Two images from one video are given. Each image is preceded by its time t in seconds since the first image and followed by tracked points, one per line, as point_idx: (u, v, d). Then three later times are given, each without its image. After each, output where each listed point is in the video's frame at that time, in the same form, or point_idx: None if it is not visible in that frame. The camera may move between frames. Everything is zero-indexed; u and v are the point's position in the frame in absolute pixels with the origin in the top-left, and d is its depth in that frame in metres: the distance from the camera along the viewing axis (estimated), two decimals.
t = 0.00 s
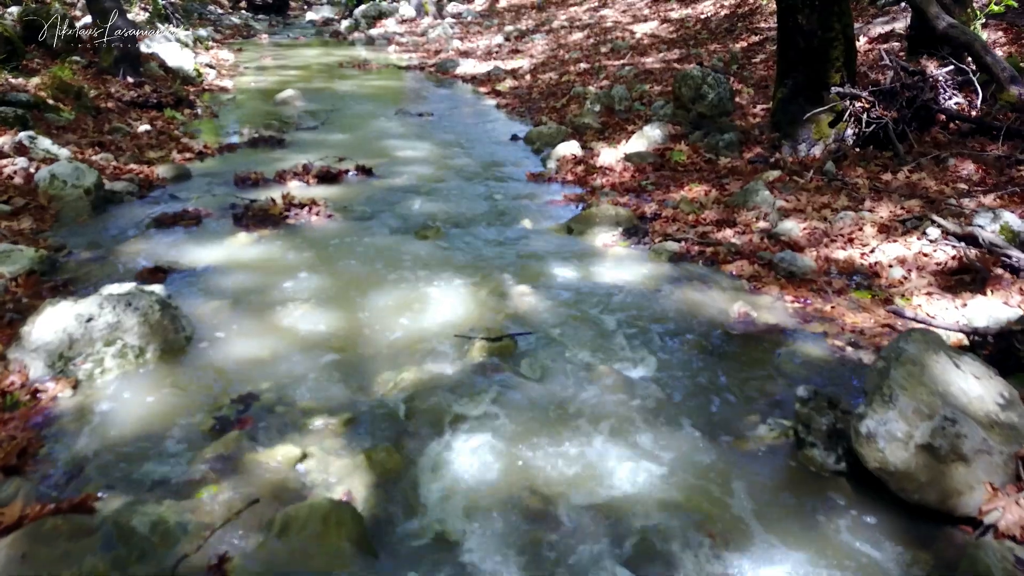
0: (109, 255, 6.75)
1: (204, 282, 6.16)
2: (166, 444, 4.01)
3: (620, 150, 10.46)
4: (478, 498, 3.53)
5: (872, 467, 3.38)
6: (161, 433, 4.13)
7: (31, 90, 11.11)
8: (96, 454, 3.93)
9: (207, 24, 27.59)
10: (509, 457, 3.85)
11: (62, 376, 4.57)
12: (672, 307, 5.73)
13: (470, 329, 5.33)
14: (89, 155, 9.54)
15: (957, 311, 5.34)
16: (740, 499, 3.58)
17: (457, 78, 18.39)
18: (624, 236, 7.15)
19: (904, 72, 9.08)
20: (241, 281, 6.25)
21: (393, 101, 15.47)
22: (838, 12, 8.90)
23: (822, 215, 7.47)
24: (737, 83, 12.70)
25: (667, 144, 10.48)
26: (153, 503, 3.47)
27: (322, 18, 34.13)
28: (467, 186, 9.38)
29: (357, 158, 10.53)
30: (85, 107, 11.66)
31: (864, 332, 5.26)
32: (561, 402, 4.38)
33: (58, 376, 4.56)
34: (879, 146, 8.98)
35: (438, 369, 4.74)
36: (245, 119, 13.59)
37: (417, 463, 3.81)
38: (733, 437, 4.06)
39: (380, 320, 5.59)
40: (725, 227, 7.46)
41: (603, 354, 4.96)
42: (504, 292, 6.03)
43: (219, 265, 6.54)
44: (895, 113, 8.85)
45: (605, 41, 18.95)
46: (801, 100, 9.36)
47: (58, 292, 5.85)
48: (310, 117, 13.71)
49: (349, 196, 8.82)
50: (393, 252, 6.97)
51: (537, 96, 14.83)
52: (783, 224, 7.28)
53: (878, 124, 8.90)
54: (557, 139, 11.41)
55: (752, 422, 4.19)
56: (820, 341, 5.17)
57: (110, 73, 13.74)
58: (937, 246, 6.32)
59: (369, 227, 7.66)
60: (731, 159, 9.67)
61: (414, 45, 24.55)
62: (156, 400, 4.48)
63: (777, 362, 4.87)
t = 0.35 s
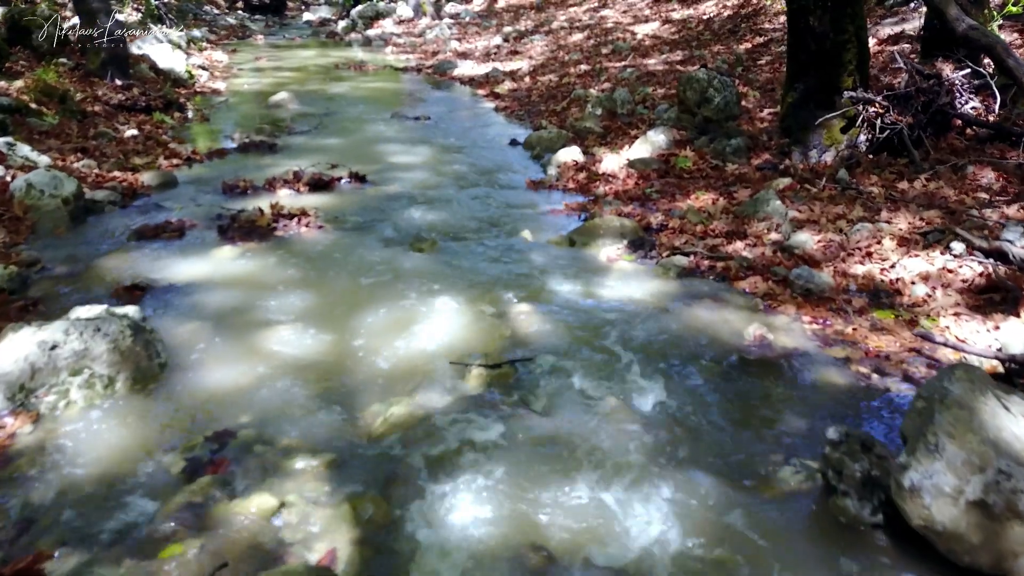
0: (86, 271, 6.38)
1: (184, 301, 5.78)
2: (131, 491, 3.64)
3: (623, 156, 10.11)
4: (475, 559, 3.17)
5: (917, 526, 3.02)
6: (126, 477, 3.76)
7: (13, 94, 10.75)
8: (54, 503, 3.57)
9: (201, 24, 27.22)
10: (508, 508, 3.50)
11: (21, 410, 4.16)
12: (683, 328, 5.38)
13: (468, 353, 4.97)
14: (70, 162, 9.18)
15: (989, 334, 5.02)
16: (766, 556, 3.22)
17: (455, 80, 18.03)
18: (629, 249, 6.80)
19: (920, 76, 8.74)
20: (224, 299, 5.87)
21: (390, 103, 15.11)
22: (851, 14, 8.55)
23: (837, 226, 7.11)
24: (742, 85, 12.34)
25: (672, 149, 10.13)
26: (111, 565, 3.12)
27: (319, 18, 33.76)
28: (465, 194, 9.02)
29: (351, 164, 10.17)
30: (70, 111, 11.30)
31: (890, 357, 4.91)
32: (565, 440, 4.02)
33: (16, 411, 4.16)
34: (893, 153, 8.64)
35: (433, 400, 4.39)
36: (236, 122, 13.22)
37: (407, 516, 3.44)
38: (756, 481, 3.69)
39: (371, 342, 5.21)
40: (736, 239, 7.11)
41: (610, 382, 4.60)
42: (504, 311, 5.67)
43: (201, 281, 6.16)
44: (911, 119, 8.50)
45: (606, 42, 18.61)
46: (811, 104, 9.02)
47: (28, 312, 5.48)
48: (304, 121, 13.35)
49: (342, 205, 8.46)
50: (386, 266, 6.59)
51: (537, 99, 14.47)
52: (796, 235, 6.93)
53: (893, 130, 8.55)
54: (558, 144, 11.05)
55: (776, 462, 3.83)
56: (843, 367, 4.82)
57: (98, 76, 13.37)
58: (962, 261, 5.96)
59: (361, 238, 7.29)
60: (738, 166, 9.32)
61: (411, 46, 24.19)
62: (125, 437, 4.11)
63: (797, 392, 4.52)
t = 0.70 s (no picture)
0: (57, 289, 6.03)
1: (157, 324, 5.41)
2: (85, 550, 3.30)
3: (623, 163, 9.77)
4: None
5: None
6: (82, 531, 3.42)
7: None
8: None
9: (195, 25, 26.85)
10: (500, 569, 3.15)
11: None
12: (689, 354, 5.04)
13: (460, 383, 4.63)
14: (49, 170, 8.83)
15: (1019, 363, 4.68)
16: None
17: (452, 82, 17.69)
18: (631, 265, 6.45)
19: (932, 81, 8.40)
20: (201, 321, 5.51)
21: (384, 107, 14.76)
22: (862, 17, 8.21)
23: (850, 240, 6.77)
24: (746, 89, 12.00)
25: (674, 156, 9.79)
26: None
27: (315, 19, 33.41)
28: (459, 204, 8.68)
29: (342, 172, 9.83)
30: (51, 116, 10.94)
31: (915, 387, 4.56)
32: (564, 487, 3.68)
33: None
34: (905, 161, 8.29)
35: (422, 439, 4.04)
36: (226, 127, 12.87)
37: None
38: (775, 536, 3.36)
39: (356, 371, 4.85)
40: (743, 254, 6.77)
41: (612, 417, 4.26)
42: (498, 335, 5.31)
43: (177, 301, 5.80)
44: (924, 126, 8.16)
45: (606, 44, 18.27)
46: (819, 110, 8.67)
47: None
48: (295, 125, 13.00)
49: (331, 215, 8.11)
50: (373, 284, 6.23)
51: (535, 102, 14.13)
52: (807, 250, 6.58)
53: (905, 137, 8.21)
54: (556, 150, 10.71)
55: (795, 513, 3.49)
56: (864, 399, 4.47)
57: (83, 79, 13.02)
58: (986, 280, 5.62)
59: (349, 251, 6.94)
60: (743, 174, 8.98)
61: (407, 48, 23.83)
62: (81, 484, 3.75)
63: (816, 429, 4.18)
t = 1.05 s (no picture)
0: (26, 310, 5.69)
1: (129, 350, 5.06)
2: None
3: (624, 171, 9.44)
4: None
5: None
6: None
7: None
8: None
9: (189, 25, 26.44)
10: None
11: None
12: (699, 383, 4.70)
13: (452, 418, 4.29)
14: (27, 180, 8.49)
15: None
16: None
17: (449, 85, 17.35)
18: (634, 282, 6.11)
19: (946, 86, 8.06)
20: (176, 346, 5.15)
21: (379, 111, 14.43)
22: (873, 19, 7.90)
23: (864, 256, 6.44)
24: (750, 93, 11.67)
25: (677, 163, 9.46)
26: None
27: (311, 19, 33.07)
28: (454, 214, 8.34)
29: (333, 180, 9.49)
30: (33, 122, 10.60)
31: (942, 422, 4.23)
32: (564, 544, 3.35)
33: None
34: (919, 170, 7.96)
35: (409, 485, 3.71)
36: (216, 132, 12.54)
37: None
38: None
39: (340, 404, 4.50)
40: (752, 270, 6.43)
41: (616, 458, 3.94)
42: (493, 362, 4.98)
43: (151, 323, 5.45)
44: (938, 134, 7.83)
45: (606, 45, 17.94)
46: (828, 117, 8.35)
47: None
48: (287, 130, 12.67)
49: (320, 227, 7.77)
50: (362, 304, 5.89)
51: (533, 105, 13.80)
52: (820, 265, 6.26)
53: (918, 145, 7.88)
54: (554, 157, 10.39)
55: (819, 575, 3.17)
56: (887, 436, 4.14)
57: (68, 83, 12.66)
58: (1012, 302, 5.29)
59: (338, 267, 6.60)
60: (749, 183, 8.65)
61: (404, 49, 23.48)
62: (32, 539, 3.40)
63: (838, 472, 3.85)
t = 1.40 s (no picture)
0: None
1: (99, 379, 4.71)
2: None
3: (627, 179, 9.10)
4: None
5: None
6: None
7: None
8: None
9: (183, 25, 26.02)
10: None
11: None
12: (712, 416, 4.36)
13: (445, 456, 3.95)
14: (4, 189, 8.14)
15: None
16: None
17: (446, 87, 17.01)
18: (639, 300, 5.76)
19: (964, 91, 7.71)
20: (150, 374, 4.79)
21: (374, 114, 14.08)
22: (888, 22, 7.56)
23: (882, 271, 6.09)
24: (756, 97, 11.33)
25: (682, 170, 9.11)
26: None
27: (309, 19, 32.66)
28: (450, 224, 7.99)
29: (324, 188, 9.15)
30: (15, 127, 10.24)
31: (979, 462, 3.88)
32: None
33: None
34: (935, 179, 7.62)
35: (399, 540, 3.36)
36: (206, 136, 12.19)
37: None
38: None
39: (324, 438, 4.15)
40: (764, 287, 6.09)
41: (627, 507, 3.59)
42: (491, 389, 4.63)
43: (125, 349, 5.09)
44: (955, 141, 7.49)
45: (606, 47, 17.60)
46: (840, 123, 8.02)
47: None
48: (279, 134, 12.32)
49: (309, 238, 7.42)
50: (350, 324, 5.52)
51: (533, 108, 13.46)
52: (836, 282, 5.91)
53: (935, 153, 7.54)
54: (554, 163, 10.04)
55: None
56: (919, 478, 3.80)
57: (53, 86, 12.31)
58: None
59: (326, 284, 6.24)
60: (757, 191, 8.31)
61: (401, 50, 23.13)
62: None
63: (869, 522, 3.51)
